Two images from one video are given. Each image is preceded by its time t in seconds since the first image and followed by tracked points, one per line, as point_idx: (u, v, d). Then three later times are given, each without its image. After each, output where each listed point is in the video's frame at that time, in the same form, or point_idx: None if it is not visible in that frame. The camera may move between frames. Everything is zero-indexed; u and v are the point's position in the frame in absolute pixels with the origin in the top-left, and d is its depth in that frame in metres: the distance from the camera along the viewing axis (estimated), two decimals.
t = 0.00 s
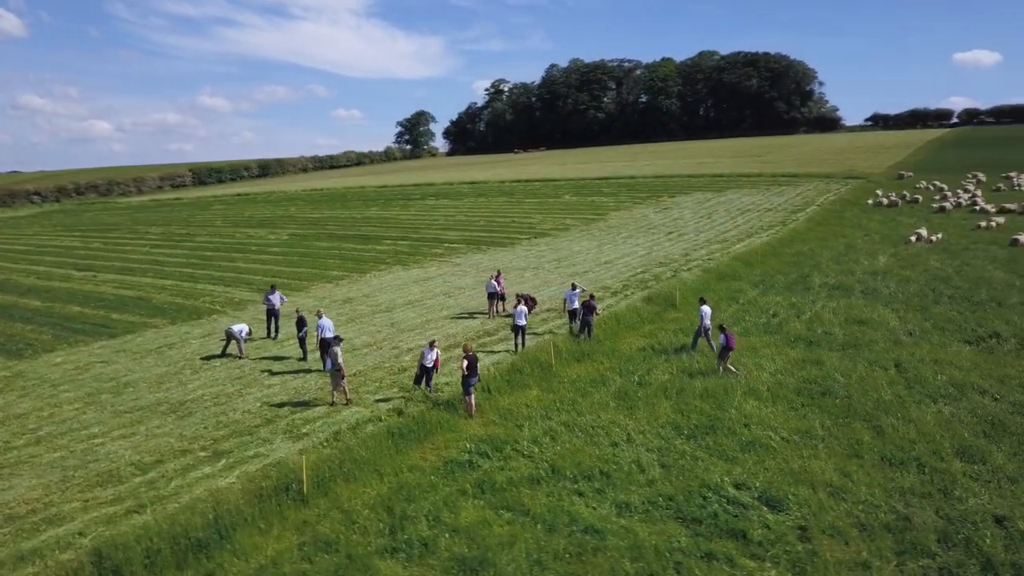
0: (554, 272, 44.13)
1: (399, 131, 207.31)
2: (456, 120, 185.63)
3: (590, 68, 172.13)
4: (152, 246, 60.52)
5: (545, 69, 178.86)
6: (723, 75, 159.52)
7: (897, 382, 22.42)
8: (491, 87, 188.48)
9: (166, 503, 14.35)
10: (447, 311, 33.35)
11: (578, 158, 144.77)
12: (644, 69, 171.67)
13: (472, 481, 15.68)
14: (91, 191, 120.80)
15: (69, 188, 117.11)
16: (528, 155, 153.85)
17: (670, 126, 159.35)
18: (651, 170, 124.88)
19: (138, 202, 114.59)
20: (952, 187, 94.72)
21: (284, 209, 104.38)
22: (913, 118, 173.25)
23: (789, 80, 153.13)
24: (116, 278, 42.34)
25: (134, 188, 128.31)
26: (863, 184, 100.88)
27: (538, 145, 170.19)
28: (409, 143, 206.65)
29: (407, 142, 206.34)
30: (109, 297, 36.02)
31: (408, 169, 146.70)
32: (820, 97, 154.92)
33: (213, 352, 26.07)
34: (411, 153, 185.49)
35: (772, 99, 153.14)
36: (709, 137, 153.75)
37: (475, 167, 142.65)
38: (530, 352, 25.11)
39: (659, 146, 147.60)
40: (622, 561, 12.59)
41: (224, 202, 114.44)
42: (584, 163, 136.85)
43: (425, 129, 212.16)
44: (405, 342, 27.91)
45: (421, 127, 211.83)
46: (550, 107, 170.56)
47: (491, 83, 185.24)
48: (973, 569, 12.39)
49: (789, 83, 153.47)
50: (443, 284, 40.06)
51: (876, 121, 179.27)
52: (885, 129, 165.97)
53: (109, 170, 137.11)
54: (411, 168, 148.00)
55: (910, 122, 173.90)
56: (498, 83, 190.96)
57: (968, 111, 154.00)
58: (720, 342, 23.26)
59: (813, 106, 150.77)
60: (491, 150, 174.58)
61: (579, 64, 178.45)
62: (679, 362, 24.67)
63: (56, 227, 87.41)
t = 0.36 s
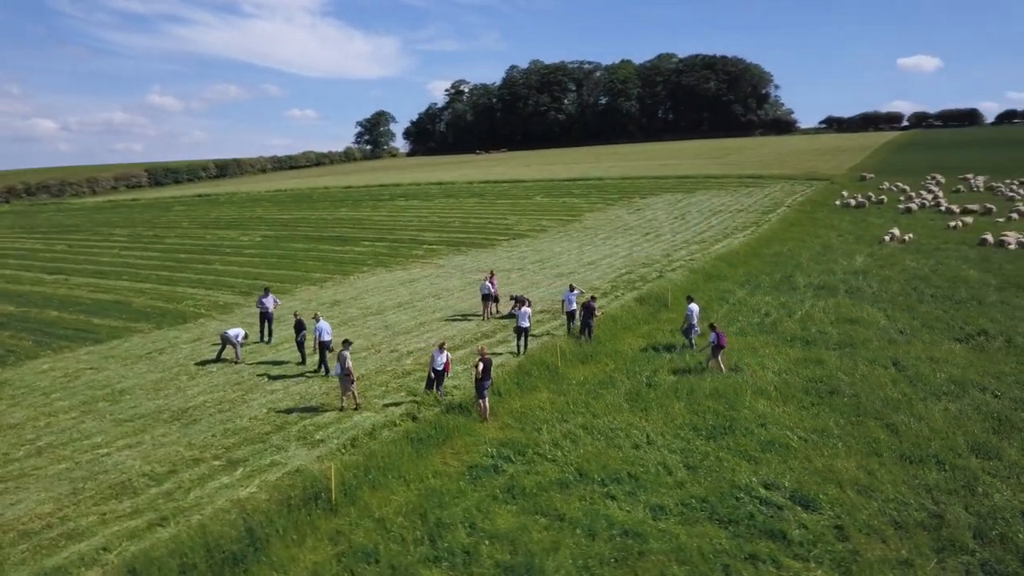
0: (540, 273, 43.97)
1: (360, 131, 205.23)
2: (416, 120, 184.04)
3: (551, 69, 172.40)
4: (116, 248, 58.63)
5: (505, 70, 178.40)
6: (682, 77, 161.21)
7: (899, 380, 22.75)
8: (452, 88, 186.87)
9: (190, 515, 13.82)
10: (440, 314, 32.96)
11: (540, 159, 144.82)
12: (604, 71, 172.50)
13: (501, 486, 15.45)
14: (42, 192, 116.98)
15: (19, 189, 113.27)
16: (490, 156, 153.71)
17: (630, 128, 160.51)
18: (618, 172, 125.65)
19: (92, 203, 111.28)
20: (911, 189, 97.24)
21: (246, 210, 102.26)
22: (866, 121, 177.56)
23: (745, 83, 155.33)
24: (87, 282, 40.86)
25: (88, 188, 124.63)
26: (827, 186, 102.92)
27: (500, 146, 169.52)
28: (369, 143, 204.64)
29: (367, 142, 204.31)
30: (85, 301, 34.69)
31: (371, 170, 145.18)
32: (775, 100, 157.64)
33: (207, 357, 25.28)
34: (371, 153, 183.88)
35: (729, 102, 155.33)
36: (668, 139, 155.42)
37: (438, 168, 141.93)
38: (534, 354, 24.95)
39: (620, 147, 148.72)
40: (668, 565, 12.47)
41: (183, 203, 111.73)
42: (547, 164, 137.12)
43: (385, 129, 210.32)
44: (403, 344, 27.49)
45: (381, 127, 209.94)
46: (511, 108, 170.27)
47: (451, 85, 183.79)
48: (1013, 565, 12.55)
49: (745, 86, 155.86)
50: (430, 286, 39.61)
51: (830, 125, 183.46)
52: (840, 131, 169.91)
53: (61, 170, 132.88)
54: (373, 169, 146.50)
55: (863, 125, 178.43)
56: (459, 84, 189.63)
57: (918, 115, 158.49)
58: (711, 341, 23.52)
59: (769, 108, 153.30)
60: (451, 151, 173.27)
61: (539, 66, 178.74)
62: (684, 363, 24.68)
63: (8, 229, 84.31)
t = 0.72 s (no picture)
0: (524, 274, 43.81)
1: (319, 131, 202.41)
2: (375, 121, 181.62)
3: (510, 71, 172.08)
4: (78, 251, 56.60)
5: (465, 71, 177.35)
6: (641, 80, 162.96)
7: (900, 378, 23.16)
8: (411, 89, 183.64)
9: (219, 527, 13.35)
10: (432, 315, 32.53)
11: (503, 159, 144.34)
12: (564, 73, 172.90)
13: (532, 490, 15.24)
14: None
15: None
16: (451, 156, 152.90)
17: (589, 129, 161.40)
18: (585, 172, 126.12)
19: (44, 204, 107.50)
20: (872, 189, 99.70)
21: (207, 212, 99.79)
22: (819, 125, 182.08)
23: (703, 86, 158.04)
24: (57, 286, 39.34)
25: (38, 189, 120.47)
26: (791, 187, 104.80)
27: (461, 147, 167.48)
28: (328, 143, 201.75)
29: (327, 143, 201.44)
30: (59, 306, 33.37)
31: (334, 171, 143.24)
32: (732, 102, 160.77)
33: (201, 361, 24.52)
34: (331, 153, 181.53)
35: (687, 104, 157.52)
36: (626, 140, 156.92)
37: (402, 168, 140.73)
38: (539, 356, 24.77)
39: (581, 148, 149.29)
40: (716, 567, 12.41)
41: (140, 204, 108.61)
42: (512, 164, 137.08)
43: (345, 130, 207.73)
44: (402, 347, 27.07)
45: (340, 128, 207.35)
46: (471, 109, 168.92)
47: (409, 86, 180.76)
48: None
49: (703, 89, 158.44)
50: (417, 288, 39.14)
51: (785, 127, 187.22)
52: (795, 134, 173.59)
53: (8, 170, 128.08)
54: (334, 170, 144.37)
55: (817, 128, 182.82)
56: (418, 85, 186.75)
57: (871, 118, 162.96)
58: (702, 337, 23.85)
59: (727, 111, 155.86)
60: (410, 151, 170.71)
61: (499, 67, 178.73)
62: (688, 363, 24.74)
63: None
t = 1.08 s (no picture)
0: (508, 276, 43.56)
1: (278, 131, 198.70)
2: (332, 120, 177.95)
3: (471, 72, 171.37)
4: (38, 254, 54.40)
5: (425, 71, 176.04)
6: (600, 81, 164.06)
7: (899, 376, 23.59)
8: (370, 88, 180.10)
9: (251, 538, 12.91)
10: (425, 317, 32.12)
11: (469, 160, 143.91)
12: (524, 74, 172.80)
13: (563, 494, 15.07)
14: None
15: None
16: (413, 156, 151.84)
17: (550, 131, 160.96)
18: (552, 173, 126.48)
19: None
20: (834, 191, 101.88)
21: (166, 212, 96.97)
22: (775, 126, 185.91)
23: (661, 88, 160.34)
24: (24, 290, 37.72)
25: None
26: (756, 189, 106.45)
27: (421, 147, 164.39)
28: (285, 143, 198.10)
29: (284, 142, 197.80)
30: (32, 312, 31.98)
31: (298, 171, 141.08)
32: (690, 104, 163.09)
33: (198, 366, 23.77)
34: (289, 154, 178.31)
35: (646, 105, 159.08)
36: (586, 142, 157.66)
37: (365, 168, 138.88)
38: (544, 357, 24.66)
39: (545, 149, 149.57)
40: (763, 567, 12.41)
41: (95, 205, 105.04)
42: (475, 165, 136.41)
43: (303, 129, 204.37)
44: (402, 348, 26.67)
45: (299, 127, 204.00)
46: (431, 109, 167.00)
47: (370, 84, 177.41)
48: None
49: (662, 91, 160.77)
50: (403, 290, 38.61)
51: (741, 129, 190.39)
52: (752, 136, 176.67)
53: None
54: (298, 170, 142.15)
55: (772, 130, 186.41)
56: (376, 83, 183.18)
57: (825, 121, 166.73)
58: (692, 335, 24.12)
59: (684, 112, 157.92)
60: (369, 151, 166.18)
61: (458, 67, 177.92)
62: (692, 362, 24.82)
63: None
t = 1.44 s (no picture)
0: (492, 277, 43.28)
1: (232, 131, 194.45)
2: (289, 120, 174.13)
3: (429, 73, 170.05)
4: None
5: (383, 71, 174.31)
6: (559, 83, 165.35)
7: (896, 373, 24.06)
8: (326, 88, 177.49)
9: (287, 550, 12.53)
10: (417, 319, 31.69)
11: (432, 160, 142.97)
12: (482, 75, 172.13)
13: (594, 496, 14.98)
14: None
15: None
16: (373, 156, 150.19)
17: (509, 132, 160.50)
18: (517, 175, 126.50)
19: None
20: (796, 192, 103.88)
21: (123, 214, 93.96)
22: (730, 128, 189.57)
23: (619, 91, 162.90)
24: None
25: None
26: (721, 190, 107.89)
27: (379, 147, 162.07)
28: (240, 143, 193.98)
29: (239, 143, 193.67)
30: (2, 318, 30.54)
31: (260, 172, 138.46)
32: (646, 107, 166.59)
33: (194, 372, 23.03)
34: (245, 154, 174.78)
35: (605, 108, 161.38)
36: (546, 143, 158.43)
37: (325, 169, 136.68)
38: (548, 359, 24.53)
39: (507, 150, 149.58)
40: (806, 566, 12.47)
41: (46, 207, 101.23)
42: (438, 166, 135.52)
43: (259, 130, 200.45)
44: (400, 351, 26.27)
45: (254, 128, 200.05)
46: (389, 109, 164.51)
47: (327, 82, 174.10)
48: None
49: (619, 93, 163.30)
50: (389, 292, 38.08)
51: (697, 131, 193.01)
52: (708, 138, 179.19)
53: None
54: (260, 171, 139.55)
55: (727, 132, 189.50)
56: (334, 84, 180.51)
57: (779, 123, 170.04)
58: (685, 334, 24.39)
59: (642, 115, 161.47)
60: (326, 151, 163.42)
61: (416, 67, 176.42)
62: (694, 362, 24.96)
63: None
